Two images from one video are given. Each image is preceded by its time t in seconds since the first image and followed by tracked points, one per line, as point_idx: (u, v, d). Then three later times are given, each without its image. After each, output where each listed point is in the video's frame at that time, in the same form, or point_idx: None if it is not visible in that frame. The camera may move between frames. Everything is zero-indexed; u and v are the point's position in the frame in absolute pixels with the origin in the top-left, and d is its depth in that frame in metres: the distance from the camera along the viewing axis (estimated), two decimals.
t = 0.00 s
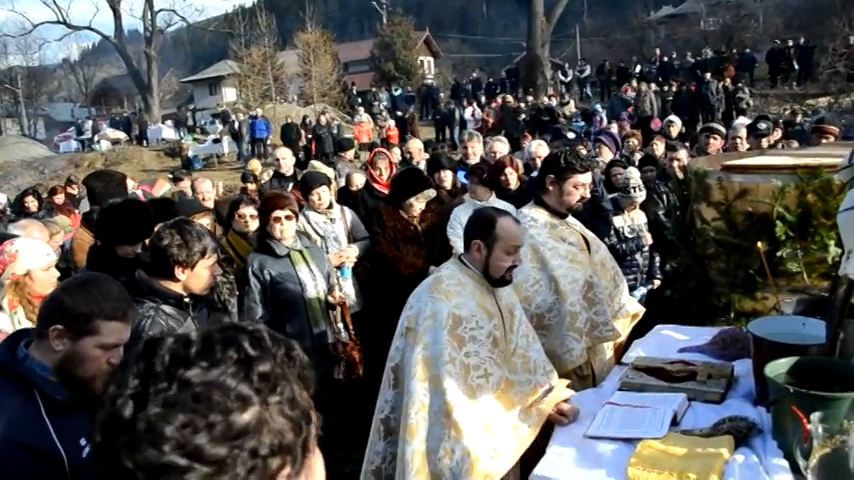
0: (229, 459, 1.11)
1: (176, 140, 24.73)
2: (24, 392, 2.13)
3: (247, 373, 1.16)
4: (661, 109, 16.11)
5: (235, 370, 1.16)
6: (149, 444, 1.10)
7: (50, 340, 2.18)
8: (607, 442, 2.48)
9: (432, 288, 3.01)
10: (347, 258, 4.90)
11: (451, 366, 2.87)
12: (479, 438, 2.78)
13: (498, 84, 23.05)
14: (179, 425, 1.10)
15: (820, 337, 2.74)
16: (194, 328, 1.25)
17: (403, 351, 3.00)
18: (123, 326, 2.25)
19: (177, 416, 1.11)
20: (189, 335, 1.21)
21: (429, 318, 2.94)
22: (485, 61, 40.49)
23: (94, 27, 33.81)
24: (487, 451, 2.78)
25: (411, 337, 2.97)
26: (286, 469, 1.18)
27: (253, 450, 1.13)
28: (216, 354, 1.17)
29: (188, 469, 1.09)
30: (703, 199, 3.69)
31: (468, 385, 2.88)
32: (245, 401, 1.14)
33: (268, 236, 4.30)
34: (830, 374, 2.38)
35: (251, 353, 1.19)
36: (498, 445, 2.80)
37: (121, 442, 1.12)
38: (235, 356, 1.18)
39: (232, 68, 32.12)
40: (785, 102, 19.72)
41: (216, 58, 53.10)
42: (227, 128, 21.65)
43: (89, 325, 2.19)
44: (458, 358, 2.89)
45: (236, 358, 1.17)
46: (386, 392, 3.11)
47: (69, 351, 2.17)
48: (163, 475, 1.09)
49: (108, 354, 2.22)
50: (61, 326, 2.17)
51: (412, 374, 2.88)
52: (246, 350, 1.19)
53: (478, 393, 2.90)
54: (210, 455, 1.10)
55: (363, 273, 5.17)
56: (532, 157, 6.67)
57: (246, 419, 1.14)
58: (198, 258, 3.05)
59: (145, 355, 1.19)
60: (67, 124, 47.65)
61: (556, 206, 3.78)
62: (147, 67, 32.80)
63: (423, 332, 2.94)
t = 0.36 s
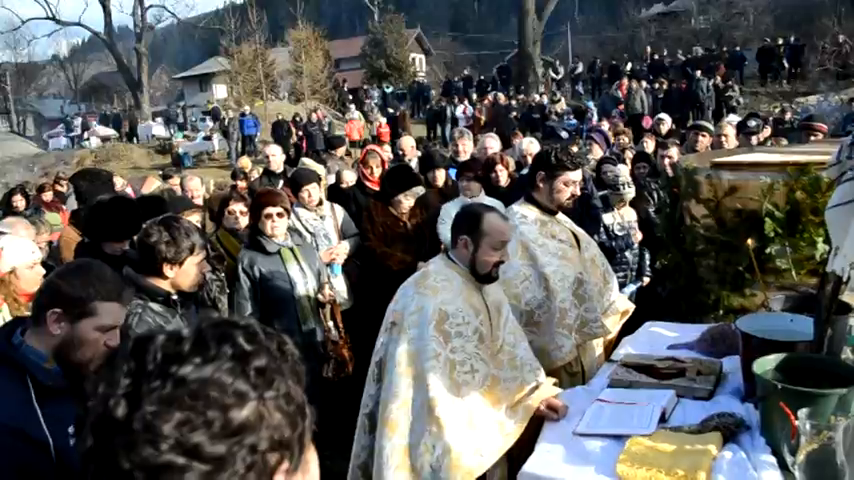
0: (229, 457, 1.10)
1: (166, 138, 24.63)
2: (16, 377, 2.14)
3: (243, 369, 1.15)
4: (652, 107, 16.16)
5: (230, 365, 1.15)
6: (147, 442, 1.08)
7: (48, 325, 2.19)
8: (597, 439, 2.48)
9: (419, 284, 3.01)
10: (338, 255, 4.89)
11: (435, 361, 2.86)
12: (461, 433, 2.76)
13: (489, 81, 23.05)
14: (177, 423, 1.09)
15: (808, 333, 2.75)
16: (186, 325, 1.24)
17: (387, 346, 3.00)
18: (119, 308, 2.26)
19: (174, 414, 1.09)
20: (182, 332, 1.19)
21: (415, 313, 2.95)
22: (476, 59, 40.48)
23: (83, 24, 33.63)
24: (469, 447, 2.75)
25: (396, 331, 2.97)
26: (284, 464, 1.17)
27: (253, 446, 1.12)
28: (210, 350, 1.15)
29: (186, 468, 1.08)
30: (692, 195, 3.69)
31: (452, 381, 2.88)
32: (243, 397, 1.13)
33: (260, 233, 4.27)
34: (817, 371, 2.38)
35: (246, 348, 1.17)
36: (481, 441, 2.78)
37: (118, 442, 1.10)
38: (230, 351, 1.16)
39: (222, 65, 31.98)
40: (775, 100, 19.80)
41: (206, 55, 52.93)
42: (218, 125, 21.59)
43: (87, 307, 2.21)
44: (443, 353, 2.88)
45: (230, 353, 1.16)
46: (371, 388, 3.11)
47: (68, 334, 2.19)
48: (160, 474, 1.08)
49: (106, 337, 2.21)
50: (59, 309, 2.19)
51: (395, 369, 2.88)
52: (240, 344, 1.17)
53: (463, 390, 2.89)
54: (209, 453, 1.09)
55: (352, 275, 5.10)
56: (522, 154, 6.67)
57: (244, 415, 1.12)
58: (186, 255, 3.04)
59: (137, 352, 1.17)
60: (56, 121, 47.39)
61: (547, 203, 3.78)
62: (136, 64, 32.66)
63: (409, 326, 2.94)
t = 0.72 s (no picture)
0: (227, 441, 1.09)
1: (157, 132, 24.52)
2: (6, 352, 2.23)
3: (239, 356, 1.15)
4: (644, 105, 16.20)
5: (227, 352, 1.15)
6: (145, 425, 1.07)
7: (42, 302, 2.27)
8: (585, 435, 2.48)
9: (399, 286, 2.99)
10: (327, 250, 4.89)
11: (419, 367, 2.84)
12: (445, 440, 2.78)
13: (482, 78, 23.02)
14: (175, 407, 1.08)
15: (795, 330, 2.76)
16: (181, 313, 1.23)
17: (369, 349, 2.99)
18: (111, 287, 2.35)
19: (172, 399, 1.08)
20: (178, 319, 1.19)
21: (396, 316, 2.92)
22: (469, 55, 40.42)
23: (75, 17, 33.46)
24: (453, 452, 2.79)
25: (377, 335, 2.95)
26: (280, 451, 1.16)
27: (249, 431, 1.12)
28: (207, 337, 1.15)
29: (184, 452, 1.07)
30: (683, 193, 3.71)
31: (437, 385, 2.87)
32: (239, 383, 1.12)
33: (250, 228, 4.28)
34: (803, 368, 2.39)
35: (242, 335, 1.18)
36: (464, 448, 2.81)
37: (114, 427, 1.09)
38: (226, 338, 1.17)
39: (214, 60, 31.82)
40: (766, 99, 19.84)
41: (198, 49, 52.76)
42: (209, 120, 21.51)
43: (79, 285, 2.29)
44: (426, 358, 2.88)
45: (226, 339, 1.16)
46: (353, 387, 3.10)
47: (60, 311, 2.26)
48: (159, 460, 1.06)
49: (98, 315, 2.30)
50: (52, 287, 2.27)
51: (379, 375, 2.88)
52: (237, 331, 1.18)
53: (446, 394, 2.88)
54: (207, 438, 1.08)
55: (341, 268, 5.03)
56: (514, 150, 6.67)
57: (241, 400, 1.12)
58: (174, 249, 3.03)
59: (132, 339, 1.17)
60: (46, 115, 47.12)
61: (538, 199, 3.78)
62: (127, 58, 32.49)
63: (390, 331, 2.92)
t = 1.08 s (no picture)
0: (230, 425, 1.09)
1: (153, 125, 24.45)
2: (5, 336, 2.28)
3: (246, 343, 1.15)
4: (641, 101, 16.19)
5: (234, 338, 1.14)
6: (151, 404, 1.07)
7: (48, 289, 2.29)
8: (583, 430, 2.49)
9: (375, 299, 2.91)
10: (324, 244, 4.91)
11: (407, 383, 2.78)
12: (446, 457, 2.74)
13: (480, 73, 22.96)
14: (180, 389, 1.07)
15: (793, 327, 2.76)
16: (190, 297, 1.23)
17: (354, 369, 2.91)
18: (116, 276, 2.37)
19: (178, 381, 1.08)
20: (186, 303, 1.18)
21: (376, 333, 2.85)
22: (467, 51, 40.35)
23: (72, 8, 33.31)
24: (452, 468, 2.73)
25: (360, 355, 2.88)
26: (283, 439, 1.16)
27: (253, 416, 1.12)
28: (214, 322, 1.15)
29: (187, 434, 1.07)
30: (681, 189, 3.71)
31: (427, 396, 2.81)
32: (244, 369, 1.12)
33: (245, 221, 4.27)
34: (801, 365, 2.40)
35: (250, 323, 1.17)
36: (467, 458, 2.78)
37: (120, 404, 1.08)
38: (234, 325, 1.16)
39: (211, 53, 31.71)
40: (763, 97, 19.85)
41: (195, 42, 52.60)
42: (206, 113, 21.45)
43: (85, 273, 2.31)
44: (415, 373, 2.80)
45: (235, 327, 1.16)
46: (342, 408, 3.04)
47: (65, 298, 2.29)
48: (163, 438, 1.06)
49: (102, 304, 2.33)
50: (58, 274, 2.29)
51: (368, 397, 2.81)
52: (245, 319, 1.17)
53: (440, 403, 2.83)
54: (211, 420, 1.08)
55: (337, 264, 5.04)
56: (512, 145, 6.67)
57: (246, 387, 1.12)
58: (169, 240, 3.02)
59: (140, 324, 1.15)
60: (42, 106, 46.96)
61: (537, 194, 3.75)
62: (124, 50, 32.37)
63: (374, 349, 2.85)
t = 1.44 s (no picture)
0: (241, 417, 1.09)
1: (156, 122, 24.47)
2: (5, 335, 2.26)
3: (258, 336, 1.14)
4: (644, 101, 16.19)
5: (246, 332, 1.14)
6: (161, 396, 1.06)
7: (33, 284, 2.30)
8: (588, 428, 2.49)
9: (371, 318, 2.84)
10: (326, 241, 4.87)
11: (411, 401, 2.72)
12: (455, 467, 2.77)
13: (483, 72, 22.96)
14: (192, 380, 1.07)
15: (799, 328, 2.75)
16: (203, 291, 1.22)
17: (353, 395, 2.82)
18: (100, 264, 2.38)
19: (189, 372, 1.07)
20: (199, 296, 1.18)
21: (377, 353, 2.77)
22: (470, 49, 40.27)
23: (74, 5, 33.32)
24: None
25: (363, 379, 2.79)
26: (293, 435, 1.15)
27: (264, 410, 1.11)
28: (227, 316, 1.14)
29: (197, 425, 1.06)
30: (686, 189, 3.70)
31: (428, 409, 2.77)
32: (256, 363, 1.11)
33: (247, 218, 4.27)
34: (809, 366, 2.39)
35: (262, 317, 1.17)
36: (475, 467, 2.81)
37: (130, 394, 1.08)
38: (246, 318, 1.15)
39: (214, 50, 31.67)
40: (767, 97, 19.81)
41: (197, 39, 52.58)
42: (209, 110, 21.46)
43: (66, 263, 2.32)
44: (419, 391, 2.77)
45: (247, 320, 1.15)
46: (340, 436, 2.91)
47: (52, 292, 2.30)
48: (174, 430, 1.05)
49: (89, 294, 2.35)
50: (40, 267, 2.30)
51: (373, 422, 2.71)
52: (257, 312, 1.17)
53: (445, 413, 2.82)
54: (221, 413, 1.07)
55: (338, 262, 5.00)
56: (516, 144, 6.65)
57: (256, 381, 1.11)
58: (175, 236, 3.01)
59: (152, 316, 1.15)
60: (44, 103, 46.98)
61: (541, 192, 3.72)
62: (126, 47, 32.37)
63: (377, 370, 2.77)
